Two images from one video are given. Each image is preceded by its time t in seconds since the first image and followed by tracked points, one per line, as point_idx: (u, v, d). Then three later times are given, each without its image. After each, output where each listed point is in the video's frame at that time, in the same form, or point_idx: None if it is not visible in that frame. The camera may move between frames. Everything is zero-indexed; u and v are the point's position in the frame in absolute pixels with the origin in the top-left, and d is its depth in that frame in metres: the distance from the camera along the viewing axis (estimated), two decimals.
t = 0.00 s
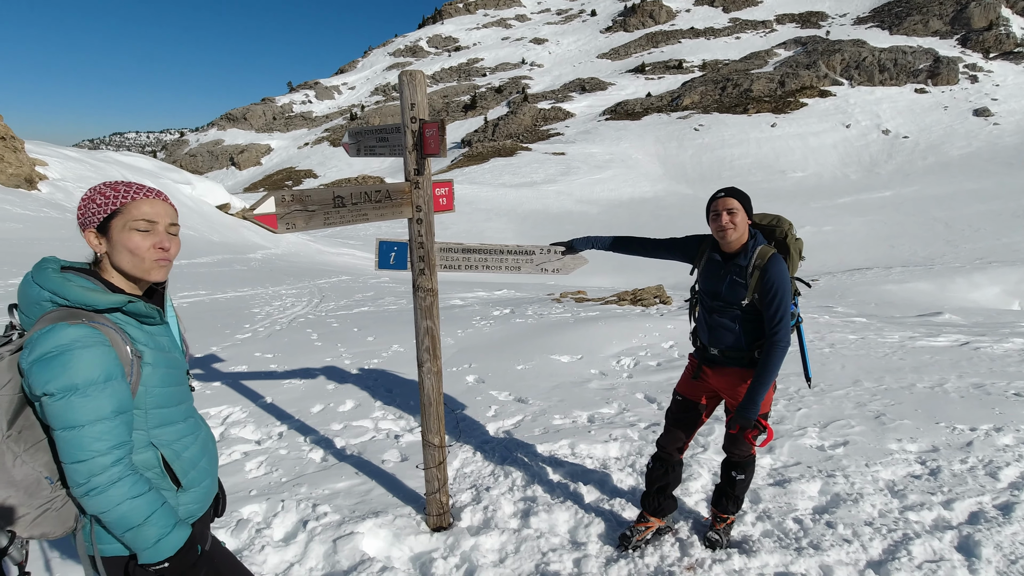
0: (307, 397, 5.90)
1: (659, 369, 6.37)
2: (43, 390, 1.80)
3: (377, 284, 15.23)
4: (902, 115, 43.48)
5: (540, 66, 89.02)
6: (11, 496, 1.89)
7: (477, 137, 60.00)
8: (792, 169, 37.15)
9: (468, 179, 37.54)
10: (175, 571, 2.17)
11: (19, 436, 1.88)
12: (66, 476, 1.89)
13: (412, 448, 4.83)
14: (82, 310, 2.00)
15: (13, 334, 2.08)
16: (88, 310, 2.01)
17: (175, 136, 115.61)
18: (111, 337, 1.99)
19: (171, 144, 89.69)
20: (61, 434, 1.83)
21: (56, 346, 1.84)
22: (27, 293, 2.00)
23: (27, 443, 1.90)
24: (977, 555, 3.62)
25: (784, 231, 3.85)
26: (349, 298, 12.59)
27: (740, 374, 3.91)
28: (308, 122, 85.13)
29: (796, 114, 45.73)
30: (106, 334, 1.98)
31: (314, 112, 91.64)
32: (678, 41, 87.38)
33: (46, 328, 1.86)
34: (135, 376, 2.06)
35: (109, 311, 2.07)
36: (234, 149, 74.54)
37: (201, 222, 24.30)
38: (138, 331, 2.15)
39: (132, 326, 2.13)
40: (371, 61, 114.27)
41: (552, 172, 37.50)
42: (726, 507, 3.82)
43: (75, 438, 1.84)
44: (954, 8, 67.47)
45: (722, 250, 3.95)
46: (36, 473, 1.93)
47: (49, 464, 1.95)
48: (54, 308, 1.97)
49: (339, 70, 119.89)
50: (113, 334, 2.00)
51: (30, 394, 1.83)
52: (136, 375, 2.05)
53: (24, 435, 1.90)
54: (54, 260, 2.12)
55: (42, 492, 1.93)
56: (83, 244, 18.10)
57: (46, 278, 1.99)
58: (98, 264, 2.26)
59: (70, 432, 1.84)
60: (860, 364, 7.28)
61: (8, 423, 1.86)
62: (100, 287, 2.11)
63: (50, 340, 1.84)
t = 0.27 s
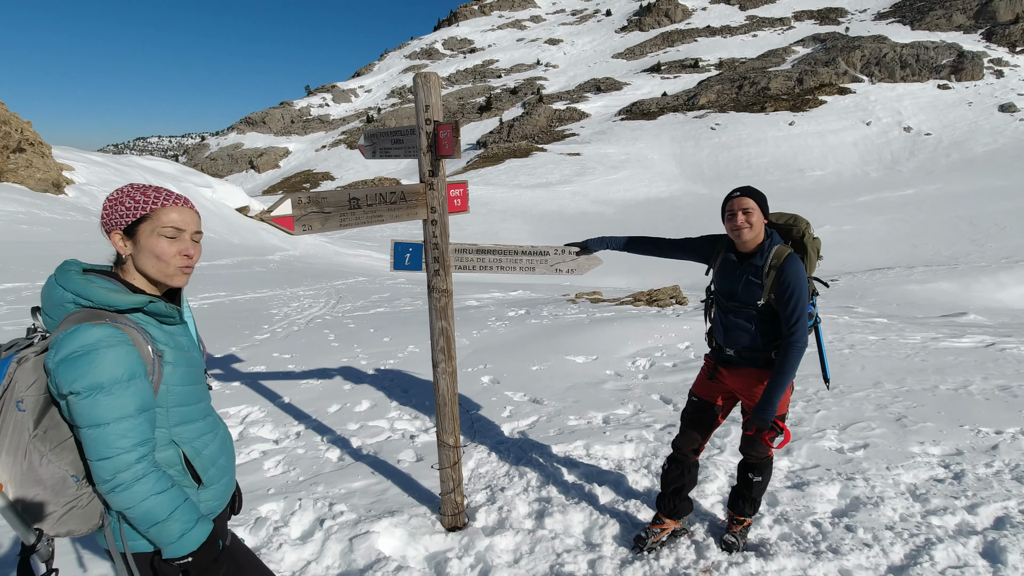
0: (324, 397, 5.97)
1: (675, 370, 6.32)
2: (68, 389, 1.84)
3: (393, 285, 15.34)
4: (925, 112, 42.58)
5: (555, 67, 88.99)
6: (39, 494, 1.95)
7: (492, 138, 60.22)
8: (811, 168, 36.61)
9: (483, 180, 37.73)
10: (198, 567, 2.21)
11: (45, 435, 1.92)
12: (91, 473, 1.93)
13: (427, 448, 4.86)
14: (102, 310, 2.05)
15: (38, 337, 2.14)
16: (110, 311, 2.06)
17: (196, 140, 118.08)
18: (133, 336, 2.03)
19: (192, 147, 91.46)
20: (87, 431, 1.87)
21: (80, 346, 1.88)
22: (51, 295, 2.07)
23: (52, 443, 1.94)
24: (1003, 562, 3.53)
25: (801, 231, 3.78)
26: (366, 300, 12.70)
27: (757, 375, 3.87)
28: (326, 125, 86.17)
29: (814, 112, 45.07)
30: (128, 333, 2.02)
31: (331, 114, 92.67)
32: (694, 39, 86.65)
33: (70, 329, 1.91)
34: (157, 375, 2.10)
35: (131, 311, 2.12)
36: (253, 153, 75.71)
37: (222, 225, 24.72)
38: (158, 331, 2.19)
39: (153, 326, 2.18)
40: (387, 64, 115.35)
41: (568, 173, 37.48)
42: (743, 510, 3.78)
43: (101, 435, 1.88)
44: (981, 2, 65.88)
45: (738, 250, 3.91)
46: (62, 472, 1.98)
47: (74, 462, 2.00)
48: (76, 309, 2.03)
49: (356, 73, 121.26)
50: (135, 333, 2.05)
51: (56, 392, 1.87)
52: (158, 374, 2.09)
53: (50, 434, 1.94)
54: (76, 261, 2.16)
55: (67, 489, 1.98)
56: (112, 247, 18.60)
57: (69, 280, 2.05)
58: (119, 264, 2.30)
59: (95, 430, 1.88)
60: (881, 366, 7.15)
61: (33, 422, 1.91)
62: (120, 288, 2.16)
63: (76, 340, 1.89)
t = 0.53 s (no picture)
0: (356, 396, 6.08)
1: (706, 373, 6.21)
2: (117, 385, 1.91)
3: (424, 285, 15.53)
4: (972, 106, 40.76)
5: (585, 67, 88.67)
6: (88, 483, 2.06)
7: (523, 139, 60.53)
8: (849, 165, 35.46)
9: (513, 181, 37.94)
10: (234, 559, 2.29)
11: (94, 428, 2.02)
12: (137, 466, 2.00)
13: (456, 448, 4.90)
14: (149, 310, 2.14)
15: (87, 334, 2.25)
16: (155, 310, 2.16)
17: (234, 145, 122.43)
18: (176, 334, 2.10)
19: (230, 152, 94.62)
20: (134, 425, 1.94)
21: (128, 343, 1.95)
22: (102, 296, 2.17)
23: (100, 436, 2.04)
24: None
25: (838, 230, 3.66)
26: (398, 300, 12.90)
27: (790, 378, 3.77)
28: (360, 129, 88.04)
29: (853, 108, 43.70)
30: (171, 332, 2.09)
31: (363, 118, 94.57)
32: (727, 36, 85.11)
33: (120, 327, 1.99)
34: (198, 373, 2.17)
35: (174, 311, 2.21)
36: (290, 157, 77.73)
37: (260, 227, 25.47)
38: (200, 330, 2.27)
39: (195, 325, 2.26)
40: (419, 67, 117.06)
41: (598, 174, 37.33)
42: (776, 516, 3.69)
43: (147, 430, 1.95)
44: None
45: (771, 250, 3.83)
46: (109, 464, 2.08)
47: (121, 456, 2.09)
48: (125, 309, 2.13)
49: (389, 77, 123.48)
50: (178, 332, 2.12)
51: (104, 388, 1.94)
52: (199, 371, 2.17)
53: (97, 428, 2.03)
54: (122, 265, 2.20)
55: (115, 480, 2.09)
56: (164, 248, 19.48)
57: (118, 281, 2.15)
58: (163, 266, 2.36)
59: (142, 425, 1.95)
60: (923, 370, 6.88)
61: (83, 416, 2.01)
62: (165, 288, 2.25)
63: (124, 338, 1.96)
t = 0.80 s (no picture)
0: (406, 394, 6.22)
1: (760, 379, 5.99)
2: (188, 377, 2.01)
3: (474, 286, 15.74)
4: None
5: (638, 67, 87.58)
6: (162, 469, 2.19)
7: (573, 140, 60.53)
8: (919, 164, 33.37)
9: (564, 182, 38.01)
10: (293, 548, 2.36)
11: (167, 418, 2.15)
12: (206, 455, 2.10)
13: (503, 448, 4.92)
14: (219, 308, 2.26)
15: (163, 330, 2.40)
16: (223, 307, 2.27)
17: (293, 149, 128.67)
18: (241, 331, 2.20)
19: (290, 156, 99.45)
20: (203, 417, 2.03)
21: (198, 339, 2.05)
22: (177, 294, 2.28)
23: (172, 425, 2.17)
24: None
25: (907, 232, 3.45)
26: (448, 300, 13.13)
27: (853, 387, 3.59)
28: (414, 132, 90.34)
29: (926, 104, 41.17)
30: (237, 328, 2.19)
31: (417, 122, 97.07)
32: (788, 31, 82.05)
33: (191, 323, 2.10)
34: (261, 368, 2.26)
35: (240, 308, 2.32)
36: (348, 160, 80.33)
37: (319, 228, 26.52)
38: (263, 327, 2.37)
39: (258, 322, 2.36)
40: (471, 71, 119.12)
41: (650, 174, 36.88)
42: (834, 531, 3.53)
43: (215, 421, 2.04)
44: None
45: (833, 253, 3.66)
46: (180, 452, 2.20)
47: (190, 444, 2.22)
48: (196, 306, 2.25)
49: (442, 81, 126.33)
50: (243, 329, 2.22)
51: (178, 381, 2.05)
52: (262, 366, 2.26)
53: (170, 417, 2.16)
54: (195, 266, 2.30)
55: (184, 468, 2.21)
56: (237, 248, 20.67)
57: (190, 279, 2.27)
58: (230, 267, 2.46)
59: (211, 417, 2.04)
60: (1003, 383, 6.40)
61: (158, 406, 2.14)
62: (232, 287, 2.36)
63: (195, 334, 2.07)
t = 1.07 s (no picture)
0: (462, 393, 6.33)
1: (827, 390, 5.69)
2: (261, 371, 2.08)
3: (530, 288, 15.85)
4: None
5: (701, 66, 85.38)
6: (236, 455, 2.30)
7: (632, 141, 59.88)
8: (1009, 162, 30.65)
9: (622, 185, 37.76)
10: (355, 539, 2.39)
11: (242, 408, 2.26)
12: (275, 445, 2.17)
13: (556, 451, 4.91)
14: (290, 305, 2.34)
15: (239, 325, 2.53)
16: (293, 305, 2.35)
17: (356, 153, 134.91)
18: (310, 328, 2.27)
19: (354, 159, 103.98)
20: (274, 409, 2.10)
21: (271, 335, 2.14)
22: (251, 291, 2.40)
23: (245, 415, 2.28)
24: None
25: (998, 238, 3.12)
26: (504, 301, 13.27)
27: (931, 403, 3.23)
28: (473, 135, 91.95)
29: (1020, 98, 37.79)
30: (306, 326, 2.26)
31: (478, 125, 98.63)
32: (865, 25, 77.59)
33: (265, 320, 2.19)
34: (327, 364, 2.33)
35: (309, 306, 2.40)
36: (409, 163, 82.94)
37: (380, 230, 27.41)
38: (329, 325, 2.44)
39: (326, 320, 2.43)
40: (531, 74, 120.30)
41: (711, 177, 36.07)
42: (907, 555, 3.33)
43: (284, 414, 2.11)
44: None
45: (911, 259, 3.32)
46: (251, 441, 2.30)
47: (261, 434, 2.32)
48: (269, 304, 2.34)
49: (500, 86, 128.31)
50: (311, 326, 2.29)
51: (252, 374, 2.13)
52: (328, 363, 2.32)
53: (244, 407, 2.27)
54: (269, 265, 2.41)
55: (253, 456, 2.30)
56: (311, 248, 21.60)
57: (265, 278, 2.37)
58: (300, 266, 2.56)
59: (280, 409, 2.11)
60: None
61: (232, 397, 2.25)
62: (302, 285, 2.45)
63: (268, 330, 2.15)
